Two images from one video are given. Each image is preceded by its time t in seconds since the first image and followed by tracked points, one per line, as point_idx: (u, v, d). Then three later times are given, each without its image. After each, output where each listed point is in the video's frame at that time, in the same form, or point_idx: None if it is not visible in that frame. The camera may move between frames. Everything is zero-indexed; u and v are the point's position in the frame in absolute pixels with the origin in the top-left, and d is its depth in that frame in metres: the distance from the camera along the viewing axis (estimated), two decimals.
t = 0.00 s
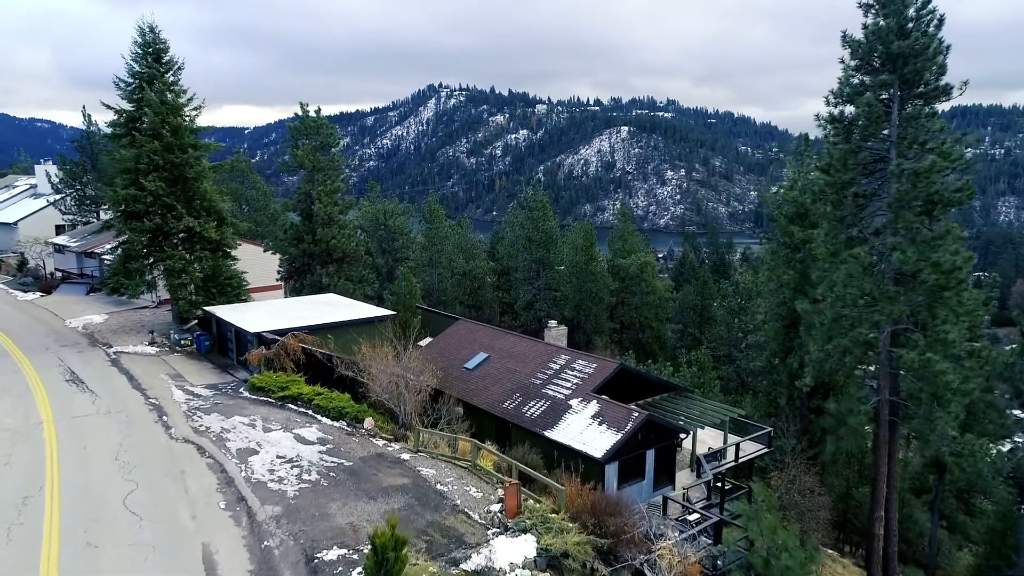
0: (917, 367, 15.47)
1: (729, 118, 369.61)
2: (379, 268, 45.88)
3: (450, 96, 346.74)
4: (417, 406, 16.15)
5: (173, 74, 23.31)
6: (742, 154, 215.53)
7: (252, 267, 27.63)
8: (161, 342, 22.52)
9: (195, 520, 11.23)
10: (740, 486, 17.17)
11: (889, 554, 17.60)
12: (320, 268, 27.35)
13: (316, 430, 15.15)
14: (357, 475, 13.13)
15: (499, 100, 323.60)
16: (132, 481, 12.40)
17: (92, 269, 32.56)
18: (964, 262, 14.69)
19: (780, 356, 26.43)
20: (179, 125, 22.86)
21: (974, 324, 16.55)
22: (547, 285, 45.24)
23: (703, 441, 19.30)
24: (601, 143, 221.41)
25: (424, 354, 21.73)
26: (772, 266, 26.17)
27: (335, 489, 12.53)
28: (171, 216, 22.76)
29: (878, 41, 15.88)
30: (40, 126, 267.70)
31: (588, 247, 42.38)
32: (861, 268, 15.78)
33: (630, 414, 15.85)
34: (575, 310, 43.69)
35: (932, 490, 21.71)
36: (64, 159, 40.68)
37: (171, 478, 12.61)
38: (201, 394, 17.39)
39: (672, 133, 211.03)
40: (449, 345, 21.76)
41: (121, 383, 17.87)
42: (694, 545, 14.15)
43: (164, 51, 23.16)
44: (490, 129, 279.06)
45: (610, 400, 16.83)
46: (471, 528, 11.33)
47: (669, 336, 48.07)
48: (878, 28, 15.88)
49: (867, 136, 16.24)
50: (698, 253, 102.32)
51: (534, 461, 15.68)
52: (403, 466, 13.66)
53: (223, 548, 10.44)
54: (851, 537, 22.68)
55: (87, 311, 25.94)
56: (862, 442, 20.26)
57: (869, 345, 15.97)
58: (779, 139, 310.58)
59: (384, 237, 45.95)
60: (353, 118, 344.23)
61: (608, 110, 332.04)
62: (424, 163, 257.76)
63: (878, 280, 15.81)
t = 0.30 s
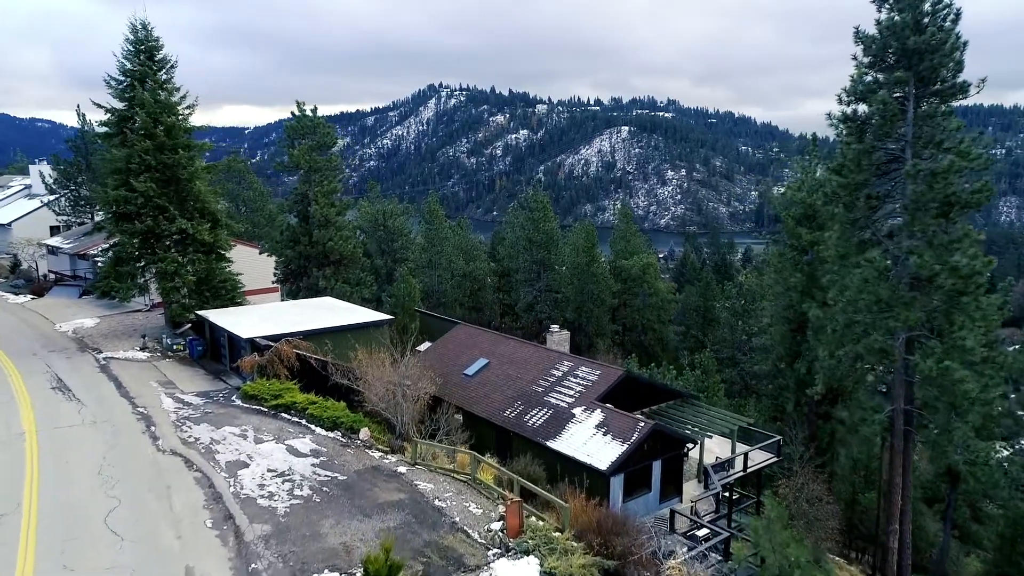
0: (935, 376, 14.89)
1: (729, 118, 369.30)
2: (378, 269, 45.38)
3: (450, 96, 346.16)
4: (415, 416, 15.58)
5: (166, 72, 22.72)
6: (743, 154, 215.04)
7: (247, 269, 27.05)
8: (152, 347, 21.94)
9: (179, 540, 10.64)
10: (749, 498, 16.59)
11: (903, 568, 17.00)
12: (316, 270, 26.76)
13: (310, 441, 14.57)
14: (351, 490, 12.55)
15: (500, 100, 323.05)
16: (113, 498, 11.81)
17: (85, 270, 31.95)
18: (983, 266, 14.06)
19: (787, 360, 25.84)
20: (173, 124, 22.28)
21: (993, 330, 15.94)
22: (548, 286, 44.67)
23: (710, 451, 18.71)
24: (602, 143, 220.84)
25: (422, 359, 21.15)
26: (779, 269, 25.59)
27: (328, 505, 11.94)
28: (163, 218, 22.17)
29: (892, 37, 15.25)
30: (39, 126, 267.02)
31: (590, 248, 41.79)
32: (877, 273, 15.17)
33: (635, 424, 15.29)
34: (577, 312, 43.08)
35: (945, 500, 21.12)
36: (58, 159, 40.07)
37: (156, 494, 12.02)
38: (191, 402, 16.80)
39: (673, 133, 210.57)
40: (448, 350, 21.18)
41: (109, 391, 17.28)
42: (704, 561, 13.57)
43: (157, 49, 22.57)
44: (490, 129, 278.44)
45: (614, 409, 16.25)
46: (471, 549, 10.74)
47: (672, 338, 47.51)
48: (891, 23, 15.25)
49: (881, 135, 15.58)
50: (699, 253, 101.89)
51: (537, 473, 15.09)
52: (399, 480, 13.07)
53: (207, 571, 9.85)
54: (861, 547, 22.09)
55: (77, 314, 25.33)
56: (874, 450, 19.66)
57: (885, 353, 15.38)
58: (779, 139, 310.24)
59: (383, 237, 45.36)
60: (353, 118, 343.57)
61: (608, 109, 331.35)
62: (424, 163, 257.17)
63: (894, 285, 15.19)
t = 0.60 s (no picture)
0: (956, 386, 14.24)
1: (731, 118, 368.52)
2: (378, 271, 44.69)
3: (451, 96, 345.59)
4: (413, 426, 15.00)
5: (159, 70, 22.10)
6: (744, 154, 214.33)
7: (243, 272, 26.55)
8: (144, 352, 21.37)
9: (162, 563, 10.04)
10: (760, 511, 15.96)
11: None
12: (313, 273, 26.16)
13: (303, 454, 13.97)
14: (345, 507, 11.94)
15: (501, 100, 322.51)
16: (95, 516, 11.22)
17: (79, 273, 31.41)
18: (1006, 272, 13.37)
19: (796, 365, 25.21)
20: (166, 123, 21.66)
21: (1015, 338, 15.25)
22: (550, 288, 44.05)
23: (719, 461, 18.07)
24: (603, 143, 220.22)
25: (421, 365, 20.58)
26: (787, 272, 24.96)
27: (320, 524, 11.34)
28: (156, 220, 21.57)
29: (908, 32, 14.44)
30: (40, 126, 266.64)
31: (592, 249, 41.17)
32: (894, 278, 14.51)
33: (642, 435, 14.70)
34: (579, 314, 42.51)
35: (961, 511, 20.49)
36: (53, 159, 39.52)
37: (139, 512, 11.43)
38: (182, 412, 16.22)
39: (674, 133, 209.97)
40: (448, 356, 20.60)
41: (97, 399, 16.72)
42: None
43: (150, 46, 21.94)
44: (490, 129, 277.86)
45: (620, 419, 15.67)
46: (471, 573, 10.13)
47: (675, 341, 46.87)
48: (908, 17, 14.42)
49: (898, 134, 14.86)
50: (701, 254, 101.32)
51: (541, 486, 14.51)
52: (396, 496, 12.47)
53: None
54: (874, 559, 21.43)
55: (69, 318, 24.77)
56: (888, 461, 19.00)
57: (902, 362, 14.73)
58: (780, 139, 309.58)
59: (384, 238, 44.80)
60: (354, 118, 343.11)
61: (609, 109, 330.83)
62: (425, 163, 256.66)
63: (912, 292, 14.53)
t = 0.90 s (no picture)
0: (978, 396, 13.60)
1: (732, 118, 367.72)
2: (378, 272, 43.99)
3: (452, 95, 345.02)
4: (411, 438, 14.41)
5: (151, 67, 21.49)
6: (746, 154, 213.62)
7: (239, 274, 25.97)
8: (136, 358, 20.79)
9: None
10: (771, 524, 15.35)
11: None
12: (310, 276, 25.55)
13: (296, 467, 13.37)
14: (338, 526, 11.33)
15: (501, 100, 322.00)
16: (74, 536, 10.63)
17: (72, 275, 30.87)
18: None
19: (804, 371, 24.59)
20: (159, 122, 21.06)
21: None
22: (552, 290, 43.43)
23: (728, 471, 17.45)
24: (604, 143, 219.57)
25: (421, 371, 20.02)
26: (796, 275, 24.32)
27: (311, 544, 10.72)
28: (148, 221, 20.96)
29: (928, 26, 13.69)
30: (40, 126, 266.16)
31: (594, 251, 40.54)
32: (914, 284, 13.85)
33: (650, 447, 14.11)
34: (581, 316, 41.93)
35: (977, 522, 19.84)
36: (48, 159, 38.98)
37: (121, 531, 10.83)
38: (171, 421, 15.63)
39: (676, 132, 209.27)
40: (448, 362, 20.03)
41: (84, 408, 16.13)
42: None
43: (142, 43, 21.34)
44: (491, 129, 277.17)
45: (626, 429, 15.08)
46: None
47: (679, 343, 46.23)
48: (927, 11, 13.67)
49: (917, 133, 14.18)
50: (703, 254, 100.77)
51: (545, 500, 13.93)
52: (392, 513, 11.86)
53: None
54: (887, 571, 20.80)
55: (60, 322, 24.20)
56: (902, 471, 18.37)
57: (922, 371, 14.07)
58: (782, 139, 308.73)
59: (383, 239, 44.21)
60: (354, 118, 342.45)
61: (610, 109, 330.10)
62: (426, 163, 256.13)
63: (933, 298, 13.88)
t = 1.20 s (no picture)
0: (1002, 408, 12.97)
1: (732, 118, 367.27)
2: (377, 274, 43.38)
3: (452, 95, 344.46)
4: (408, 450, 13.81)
5: (142, 64, 20.95)
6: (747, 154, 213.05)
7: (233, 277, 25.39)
8: (127, 364, 20.20)
9: None
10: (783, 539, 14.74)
11: None
12: (306, 279, 24.94)
13: (288, 482, 12.77)
14: (330, 547, 10.72)
15: (502, 100, 321.38)
16: (50, 558, 10.04)
17: (64, 277, 30.33)
18: None
19: (813, 377, 23.98)
20: (150, 121, 20.49)
21: None
22: (553, 291, 42.82)
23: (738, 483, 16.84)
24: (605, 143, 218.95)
25: (419, 377, 19.46)
26: (804, 278, 23.69)
27: (301, 567, 10.12)
28: (139, 223, 20.36)
29: (950, 19, 13.07)
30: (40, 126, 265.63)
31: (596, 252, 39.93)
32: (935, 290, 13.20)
33: (657, 460, 13.51)
34: (583, 318, 41.32)
35: (993, 534, 19.22)
36: (42, 159, 38.43)
37: (100, 553, 10.24)
38: (160, 432, 15.04)
39: (677, 132, 208.59)
40: (447, 368, 19.45)
41: (70, 418, 15.55)
42: None
43: (132, 40, 20.80)
44: (491, 129, 276.52)
45: (633, 440, 14.49)
46: None
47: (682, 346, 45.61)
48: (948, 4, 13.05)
49: (938, 132, 13.49)
50: (705, 255, 100.19)
51: (548, 515, 13.36)
52: (388, 533, 11.25)
53: None
54: None
55: (50, 326, 23.64)
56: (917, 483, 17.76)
57: (942, 381, 13.41)
58: (782, 139, 308.13)
59: (383, 240, 43.63)
60: (354, 118, 341.78)
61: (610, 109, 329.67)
62: (426, 163, 255.65)
63: (954, 305, 13.23)
